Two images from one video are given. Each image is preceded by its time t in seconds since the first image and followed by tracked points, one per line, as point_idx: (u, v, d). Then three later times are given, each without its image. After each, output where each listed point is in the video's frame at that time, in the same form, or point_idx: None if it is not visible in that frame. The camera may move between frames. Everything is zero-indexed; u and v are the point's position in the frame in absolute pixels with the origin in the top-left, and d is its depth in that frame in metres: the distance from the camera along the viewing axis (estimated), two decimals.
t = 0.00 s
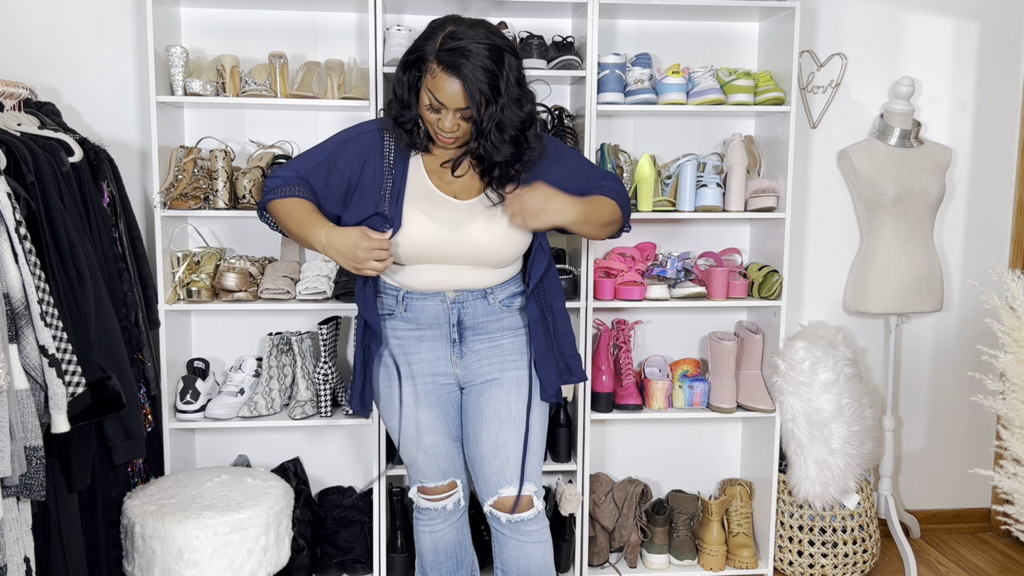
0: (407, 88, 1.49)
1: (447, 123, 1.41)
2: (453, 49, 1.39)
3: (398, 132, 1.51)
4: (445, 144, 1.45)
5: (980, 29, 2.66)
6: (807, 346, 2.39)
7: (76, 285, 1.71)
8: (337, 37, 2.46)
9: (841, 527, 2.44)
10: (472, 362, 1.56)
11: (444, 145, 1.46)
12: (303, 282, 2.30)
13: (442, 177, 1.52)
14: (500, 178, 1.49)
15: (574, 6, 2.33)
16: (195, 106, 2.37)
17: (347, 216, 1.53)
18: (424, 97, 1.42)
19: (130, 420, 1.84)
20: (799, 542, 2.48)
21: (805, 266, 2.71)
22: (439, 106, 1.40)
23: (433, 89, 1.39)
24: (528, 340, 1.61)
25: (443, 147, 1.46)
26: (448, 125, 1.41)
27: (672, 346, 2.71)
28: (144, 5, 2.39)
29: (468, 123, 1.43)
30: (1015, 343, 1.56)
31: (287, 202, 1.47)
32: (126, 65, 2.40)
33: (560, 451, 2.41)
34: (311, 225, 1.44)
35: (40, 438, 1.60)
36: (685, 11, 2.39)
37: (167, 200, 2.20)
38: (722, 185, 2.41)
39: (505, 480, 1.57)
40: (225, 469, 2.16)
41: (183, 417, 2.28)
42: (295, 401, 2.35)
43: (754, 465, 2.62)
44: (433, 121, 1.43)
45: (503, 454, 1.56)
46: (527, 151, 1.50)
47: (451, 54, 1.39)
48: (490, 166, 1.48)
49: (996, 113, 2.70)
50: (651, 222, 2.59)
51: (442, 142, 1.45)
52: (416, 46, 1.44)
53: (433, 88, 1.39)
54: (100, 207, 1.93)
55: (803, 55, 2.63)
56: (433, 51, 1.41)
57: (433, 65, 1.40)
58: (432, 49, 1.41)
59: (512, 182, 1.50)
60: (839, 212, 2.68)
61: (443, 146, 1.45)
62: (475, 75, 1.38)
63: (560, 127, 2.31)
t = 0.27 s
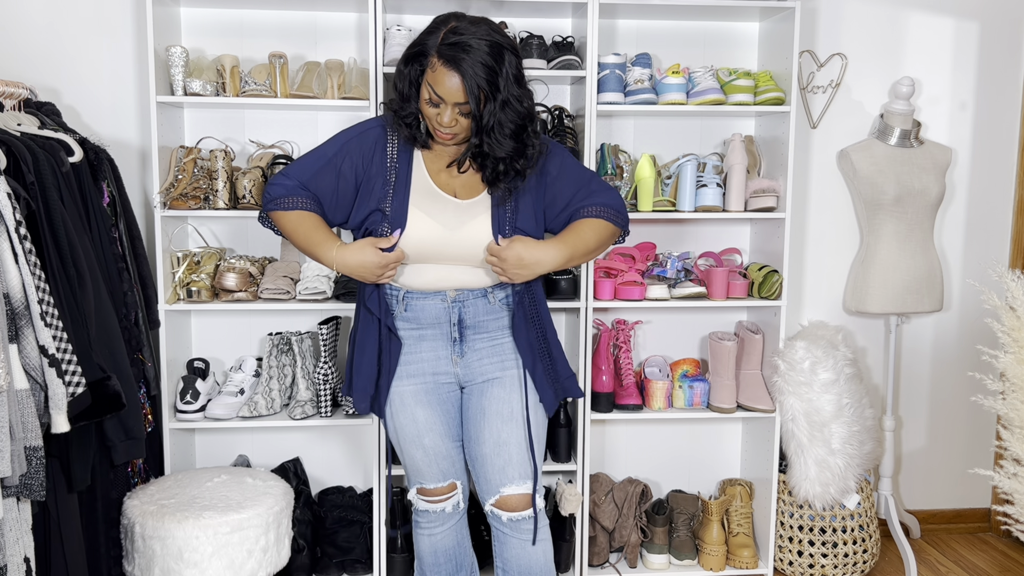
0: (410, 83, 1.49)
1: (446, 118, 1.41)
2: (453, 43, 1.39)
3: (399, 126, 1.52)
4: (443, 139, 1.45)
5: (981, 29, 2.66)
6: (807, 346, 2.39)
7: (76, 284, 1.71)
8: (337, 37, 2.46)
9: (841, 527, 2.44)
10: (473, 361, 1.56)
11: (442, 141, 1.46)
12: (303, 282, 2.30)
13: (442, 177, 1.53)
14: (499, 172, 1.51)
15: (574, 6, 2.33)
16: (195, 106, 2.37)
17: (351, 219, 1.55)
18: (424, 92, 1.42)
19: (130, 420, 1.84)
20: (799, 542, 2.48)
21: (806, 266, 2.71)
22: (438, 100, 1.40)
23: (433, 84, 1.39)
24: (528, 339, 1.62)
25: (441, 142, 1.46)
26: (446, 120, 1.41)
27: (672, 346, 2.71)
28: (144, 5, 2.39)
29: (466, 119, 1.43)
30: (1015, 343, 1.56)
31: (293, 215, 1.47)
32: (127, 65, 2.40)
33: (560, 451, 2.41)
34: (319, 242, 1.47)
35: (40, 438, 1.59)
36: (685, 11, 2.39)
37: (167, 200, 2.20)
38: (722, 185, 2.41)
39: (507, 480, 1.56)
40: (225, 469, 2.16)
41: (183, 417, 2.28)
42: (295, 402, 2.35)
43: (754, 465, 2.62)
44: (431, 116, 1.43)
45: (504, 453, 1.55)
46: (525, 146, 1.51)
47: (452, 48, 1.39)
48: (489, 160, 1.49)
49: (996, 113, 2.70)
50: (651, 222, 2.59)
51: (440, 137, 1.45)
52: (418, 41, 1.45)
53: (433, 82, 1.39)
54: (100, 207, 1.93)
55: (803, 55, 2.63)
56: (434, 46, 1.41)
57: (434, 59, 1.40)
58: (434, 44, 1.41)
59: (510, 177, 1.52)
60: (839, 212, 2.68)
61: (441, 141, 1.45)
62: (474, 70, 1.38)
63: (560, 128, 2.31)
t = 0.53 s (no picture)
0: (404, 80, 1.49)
1: (441, 112, 1.40)
2: (446, 37, 1.39)
3: (392, 124, 1.52)
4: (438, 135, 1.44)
5: (980, 28, 2.66)
6: (807, 346, 2.39)
7: (76, 284, 1.71)
8: (336, 37, 2.46)
9: (841, 527, 2.44)
10: (472, 364, 1.56)
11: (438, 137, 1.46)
12: (303, 282, 2.30)
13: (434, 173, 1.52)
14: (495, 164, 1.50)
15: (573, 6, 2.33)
16: (195, 106, 2.37)
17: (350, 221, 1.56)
18: (418, 87, 1.42)
19: (130, 420, 1.84)
20: (798, 542, 2.48)
21: (806, 266, 2.71)
22: (432, 94, 1.40)
23: (427, 78, 1.39)
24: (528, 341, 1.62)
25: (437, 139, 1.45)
26: (441, 114, 1.41)
27: (672, 346, 2.71)
28: (144, 5, 2.39)
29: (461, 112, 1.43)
30: (1015, 343, 1.56)
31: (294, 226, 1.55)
32: (127, 65, 2.40)
33: (560, 451, 2.42)
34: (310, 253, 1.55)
35: (41, 438, 1.60)
36: (685, 11, 2.39)
37: (167, 200, 2.20)
38: (722, 185, 2.41)
39: (506, 484, 1.57)
40: (225, 469, 2.16)
41: (183, 417, 2.29)
42: (295, 402, 2.35)
43: (754, 465, 2.62)
44: (426, 111, 1.42)
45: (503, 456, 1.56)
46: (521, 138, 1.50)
47: (445, 41, 1.39)
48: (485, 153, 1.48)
49: (996, 113, 2.70)
50: (651, 222, 2.59)
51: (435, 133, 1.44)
52: (411, 36, 1.45)
53: (427, 76, 1.39)
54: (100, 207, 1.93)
55: (803, 55, 2.63)
56: (427, 40, 1.41)
57: (427, 54, 1.40)
58: (427, 38, 1.42)
59: (507, 169, 1.51)
60: (839, 212, 2.68)
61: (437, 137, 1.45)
62: (467, 63, 1.38)
63: (560, 127, 2.31)
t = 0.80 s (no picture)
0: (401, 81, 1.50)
1: (438, 113, 1.41)
2: (441, 37, 1.39)
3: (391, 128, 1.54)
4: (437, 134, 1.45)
5: (980, 28, 2.66)
6: (807, 346, 2.39)
7: (76, 284, 1.71)
8: (336, 37, 2.46)
9: (841, 527, 2.44)
10: (474, 363, 1.55)
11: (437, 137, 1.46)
12: (303, 282, 2.30)
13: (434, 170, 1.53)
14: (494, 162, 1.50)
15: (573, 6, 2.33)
16: (195, 106, 2.37)
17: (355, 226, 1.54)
18: (415, 88, 1.43)
19: (130, 420, 1.84)
20: (798, 542, 2.48)
21: (806, 266, 2.71)
22: (429, 95, 1.41)
23: (423, 79, 1.40)
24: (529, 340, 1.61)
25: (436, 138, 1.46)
26: (438, 113, 1.41)
27: (672, 346, 2.71)
28: (144, 4, 2.39)
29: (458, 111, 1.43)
30: (1015, 343, 1.56)
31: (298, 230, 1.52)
32: (126, 65, 2.40)
33: (560, 451, 2.42)
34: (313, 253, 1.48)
35: (41, 438, 1.60)
36: (685, 11, 2.39)
37: (167, 200, 2.20)
38: (722, 185, 2.41)
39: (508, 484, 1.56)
40: (225, 469, 2.16)
41: (183, 417, 2.29)
42: (295, 401, 2.35)
43: (754, 465, 2.62)
44: (424, 111, 1.43)
45: (505, 456, 1.56)
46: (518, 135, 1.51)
47: (440, 41, 1.39)
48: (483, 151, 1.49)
49: (996, 114, 2.70)
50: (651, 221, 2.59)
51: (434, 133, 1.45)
52: (405, 39, 1.46)
53: (424, 77, 1.40)
54: (100, 207, 1.93)
55: (803, 55, 2.63)
56: (422, 41, 1.41)
57: (423, 54, 1.41)
58: (422, 39, 1.42)
59: (505, 166, 1.52)
60: (839, 212, 2.68)
61: (436, 136, 1.45)
62: (463, 62, 1.39)
63: (560, 128, 2.32)
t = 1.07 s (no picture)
0: (404, 82, 1.48)
1: (445, 109, 1.40)
2: (444, 33, 1.39)
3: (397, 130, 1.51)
4: (444, 132, 1.44)
5: (980, 28, 2.66)
6: (807, 346, 2.39)
7: (76, 284, 1.71)
8: (336, 37, 2.46)
9: (841, 527, 2.44)
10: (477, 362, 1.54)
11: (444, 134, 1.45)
12: (303, 282, 2.30)
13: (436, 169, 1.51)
14: (497, 157, 1.49)
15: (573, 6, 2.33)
16: (195, 106, 2.37)
17: (373, 233, 1.49)
18: (419, 86, 1.42)
19: (130, 420, 1.84)
20: (798, 542, 2.48)
21: (806, 266, 2.71)
22: (436, 91, 1.40)
23: (429, 75, 1.39)
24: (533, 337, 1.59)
25: (443, 136, 1.44)
26: (446, 109, 1.40)
27: (672, 346, 2.71)
28: (144, 5, 2.39)
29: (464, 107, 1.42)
30: (1015, 343, 1.56)
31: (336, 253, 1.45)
32: (126, 65, 2.40)
33: (560, 451, 2.42)
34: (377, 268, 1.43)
35: (41, 438, 1.60)
36: (685, 11, 2.39)
37: (167, 200, 2.20)
38: (722, 185, 2.41)
39: (510, 481, 1.57)
40: (225, 469, 2.16)
41: (183, 417, 2.29)
42: (295, 401, 2.35)
43: (754, 465, 2.62)
44: (430, 109, 1.42)
45: (507, 453, 1.56)
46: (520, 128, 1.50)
47: (443, 37, 1.39)
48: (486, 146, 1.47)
49: (996, 114, 2.70)
50: (651, 221, 2.59)
51: (441, 130, 1.43)
52: (407, 38, 1.44)
53: (429, 74, 1.39)
54: (100, 207, 1.93)
55: (803, 55, 2.63)
56: (425, 37, 1.40)
57: (426, 52, 1.40)
58: (423, 37, 1.41)
59: (511, 161, 1.51)
60: (839, 212, 2.68)
61: (443, 134, 1.44)
62: (468, 56, 1.38)
63: (560, 128, 2.31)
